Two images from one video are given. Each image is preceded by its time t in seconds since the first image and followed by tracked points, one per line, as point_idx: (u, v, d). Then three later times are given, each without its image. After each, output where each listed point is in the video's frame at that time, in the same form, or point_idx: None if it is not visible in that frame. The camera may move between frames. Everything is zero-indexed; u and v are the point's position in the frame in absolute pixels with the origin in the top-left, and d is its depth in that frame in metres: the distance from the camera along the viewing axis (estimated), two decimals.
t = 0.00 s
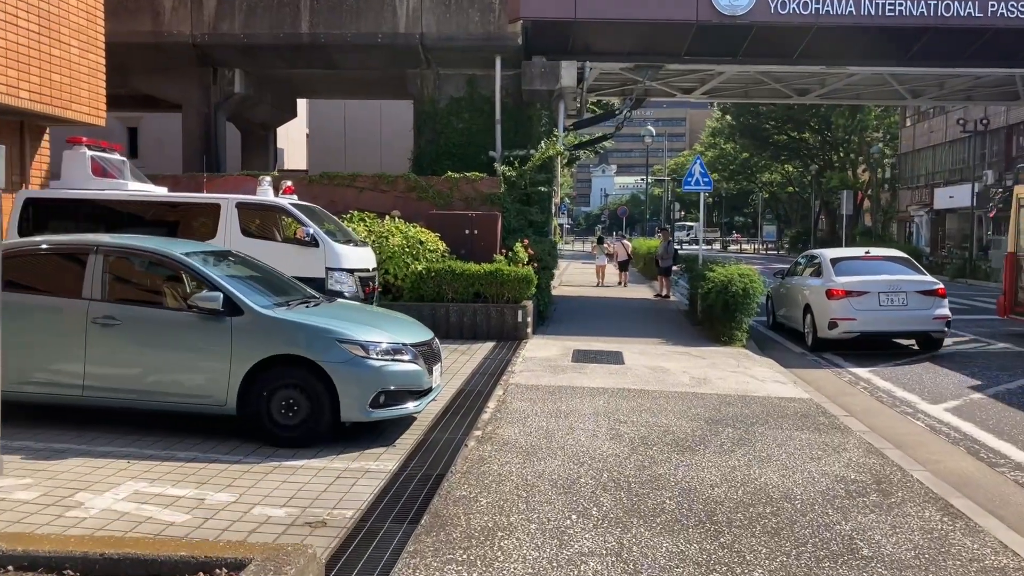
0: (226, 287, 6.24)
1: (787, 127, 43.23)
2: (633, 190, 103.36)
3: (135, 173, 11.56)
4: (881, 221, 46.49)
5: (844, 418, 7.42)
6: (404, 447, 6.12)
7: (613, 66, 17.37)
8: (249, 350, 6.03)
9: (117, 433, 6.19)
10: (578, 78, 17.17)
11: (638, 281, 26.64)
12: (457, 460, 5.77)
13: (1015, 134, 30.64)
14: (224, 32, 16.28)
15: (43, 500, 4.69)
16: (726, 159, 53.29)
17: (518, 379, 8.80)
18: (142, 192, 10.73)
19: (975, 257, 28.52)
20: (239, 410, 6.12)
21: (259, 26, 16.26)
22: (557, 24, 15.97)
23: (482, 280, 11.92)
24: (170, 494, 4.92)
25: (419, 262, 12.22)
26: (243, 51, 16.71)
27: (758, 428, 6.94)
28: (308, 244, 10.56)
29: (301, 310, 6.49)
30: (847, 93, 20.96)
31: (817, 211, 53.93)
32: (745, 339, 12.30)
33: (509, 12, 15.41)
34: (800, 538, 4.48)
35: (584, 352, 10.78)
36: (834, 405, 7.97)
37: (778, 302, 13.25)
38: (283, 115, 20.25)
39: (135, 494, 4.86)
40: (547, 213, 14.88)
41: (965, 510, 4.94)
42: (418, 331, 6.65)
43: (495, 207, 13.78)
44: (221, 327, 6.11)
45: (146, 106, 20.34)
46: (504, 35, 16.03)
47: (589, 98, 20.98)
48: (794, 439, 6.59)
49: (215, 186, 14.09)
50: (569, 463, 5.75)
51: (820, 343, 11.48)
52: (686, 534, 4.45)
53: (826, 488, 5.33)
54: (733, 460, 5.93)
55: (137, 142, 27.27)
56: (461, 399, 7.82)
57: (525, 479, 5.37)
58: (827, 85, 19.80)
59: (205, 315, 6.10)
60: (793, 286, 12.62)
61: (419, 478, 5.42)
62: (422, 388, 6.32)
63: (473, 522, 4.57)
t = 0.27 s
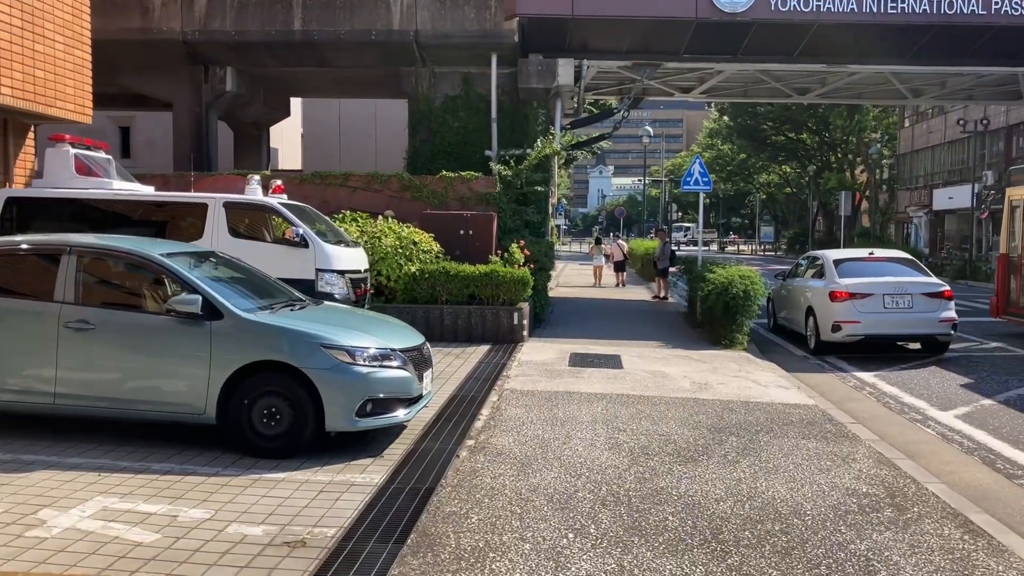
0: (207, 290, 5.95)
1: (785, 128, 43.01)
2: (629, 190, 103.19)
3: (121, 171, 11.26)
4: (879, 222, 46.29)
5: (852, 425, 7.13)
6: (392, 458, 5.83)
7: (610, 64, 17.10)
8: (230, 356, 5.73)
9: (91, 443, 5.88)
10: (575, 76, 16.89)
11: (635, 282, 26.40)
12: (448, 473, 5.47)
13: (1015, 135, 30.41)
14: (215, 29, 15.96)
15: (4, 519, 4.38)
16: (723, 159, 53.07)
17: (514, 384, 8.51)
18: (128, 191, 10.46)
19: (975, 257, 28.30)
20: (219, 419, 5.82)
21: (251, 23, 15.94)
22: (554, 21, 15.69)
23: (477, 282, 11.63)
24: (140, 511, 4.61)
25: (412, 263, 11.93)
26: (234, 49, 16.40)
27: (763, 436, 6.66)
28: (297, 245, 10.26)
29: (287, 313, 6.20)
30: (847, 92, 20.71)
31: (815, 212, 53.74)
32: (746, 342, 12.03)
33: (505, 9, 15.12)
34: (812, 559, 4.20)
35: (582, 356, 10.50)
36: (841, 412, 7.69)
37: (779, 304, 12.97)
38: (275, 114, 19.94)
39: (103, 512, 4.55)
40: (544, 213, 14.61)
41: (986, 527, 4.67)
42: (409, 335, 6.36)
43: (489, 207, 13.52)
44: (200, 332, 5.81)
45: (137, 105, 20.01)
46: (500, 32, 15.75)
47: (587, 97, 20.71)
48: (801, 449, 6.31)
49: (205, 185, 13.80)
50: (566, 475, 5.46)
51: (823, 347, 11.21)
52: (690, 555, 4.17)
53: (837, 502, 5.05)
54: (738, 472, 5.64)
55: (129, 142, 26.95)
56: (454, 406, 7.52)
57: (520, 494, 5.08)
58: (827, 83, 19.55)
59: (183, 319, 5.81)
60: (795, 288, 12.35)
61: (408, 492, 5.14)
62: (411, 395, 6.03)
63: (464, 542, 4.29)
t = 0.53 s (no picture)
0: (180, 297, 5.62)
1: (784, 130, 42.73)
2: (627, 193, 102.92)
3: (104, 173, 10.94)
4: (879, 224, 45.97)
5: (862, 439, 6.81)
6: (378, 478, 5.49)
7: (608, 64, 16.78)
8: (206, 370, 5.41)
9: (60, 463, 5.54)
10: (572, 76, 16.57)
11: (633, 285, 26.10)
12: (437, 495, 5.14)
13: (1017, 136, 30.09)
14: (204, 28, 15.64)
15: None
16: (722, 161, 52.78)
17: (509, 394, 8.18)
18: (112, 193, 10.15)
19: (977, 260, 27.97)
20: (194, 436, 5.50)
21: (241, 22, 15.61)
22: (551, 20, 15.38)
23: (471, 287, 11.30)
24: (102, 540, 4.28)
25: (405, 268, 11.60)
26: (224, 48, 16.07)
27: (770, 452, 6.33)
28: (285, 249, 9.93)
29: (267, 323, 5.87)
30: (849, 93, 20.41)
31: (814, 214, 53.45)
32: (749, 348, 11.70)
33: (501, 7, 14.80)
34: None
35: (579, 363, 10.16)
36: (850, 424, 7.36)
37: (782, 310, 12.65)
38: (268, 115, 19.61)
39: (61, 541, 4.22)
40: (540, 216, 14.29)
41: (1012, 556, 4.34)
42: (397, 347, 6.04)
43: (486, 210, 13.10)
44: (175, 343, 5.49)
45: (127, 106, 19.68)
46: (496, 31, 15.43)
47: (584, 98, 20.40)
48: (810, 466, 5.98)
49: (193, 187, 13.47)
50: (562, 497, 5.14)
51: (827, 353, 10.89)
52: None
53: (851, 527, 4.73)
54: (745, 492, 5.32)
55: (121, 143, 26.61)
56: (446, 418, 7.19)
57: (512, 518, 4.75)
58: (829, 84, 19.24)
59: (156, 331, 5.48)
60: (798, 293, 12.03)
61: (393, 515, 4.82)
62: (399, 411, 5.70)
63: None
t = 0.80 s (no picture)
0: (155, 301, 5.30)
1: (783, 132, 42.42)
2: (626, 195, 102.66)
3: (90, 173, 10.61)
4: (879, 226, 45.74)
5: (875, 450, 6.49)
6: (365, 494, 5.17)
7: (608, 62, 16.47)
8: (183, 379, 5.09)
9: (28, 478, 5.22)
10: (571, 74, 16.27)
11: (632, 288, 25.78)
12: (428, 512, 4.82)
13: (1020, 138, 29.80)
14: (196, 27, 15.31)
15: None
16: (721, 163, 52.51)
17: (506, 401, 7.87)
18: (97, 193, 9.82)
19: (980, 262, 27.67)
20: (171, 450, 5.17)
21: (234, 20, 15.29)
22: (549, 17, 15.08)
23: (467, 290, 10.99)
24: (64, 566, 3.95)
25: (400, 270, 11.28)
26: (217, 47, 15.75)
27: (780, 464, 6.02)
28: (275, 251, 9.61)
29: (248, 328, 5.55)
30: (851, 92, 20.11)
31: (814, 216, 53.17)
32: (753, 353, 11.39)
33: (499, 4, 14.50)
34: None
35: (579, 369, 9.84)
36: (862, 434, 7.05)
37: (786, 313, 12.35)
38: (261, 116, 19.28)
39: (20, 568, 3.89)
40: (539, 217, 13.99)
41: None
42: (388, 353, 5.72)
43: (483, 210, 12.77)
44: (150, 351, 5.16)
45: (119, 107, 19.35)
46: (494, 29, 15.13)
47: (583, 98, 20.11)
48: (823, 480, 5.66)
49: (184, 188, 13.15)
50: (561, 514, 4.82)
51: (834, 358, 10.58)
52: None
53: (870, 547, 4.42)
54: (755, 509, 5.00)
55: (115, 145, 26.30)
56: (439, 428, 6.87)
57: (508, 539, 4.43)
58: (831, 84, 18.96)
59: (130, 337, 5.16)
60: (803, 295, 11.73)
61: (380, 534, 4.50)
62: (389, 421, 5.38)
63: None
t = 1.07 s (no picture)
0: (130, 311, 5.00)
1: (784, 134, 42.11)
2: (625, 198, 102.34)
3: (75, 176, 10.28)
4: (881, 229, 45.46)
5: (891, 466, 6.18)
6: (352, 517, 4.86)
7: (608, 62, 16.17)
8: (159, 395, 4.77)
9: None
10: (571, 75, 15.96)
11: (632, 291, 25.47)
12: (419, 538, 4.51)
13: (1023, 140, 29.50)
14: (188, 26, 14.99)
15: None
16: (721, 166, 52.20)
17: (503, 413, 7.55)
18: (82, 196, 9.49)
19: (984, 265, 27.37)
20: (146, 469, 4.86)
21: (226, 19, 14.97)
22: (549, 17, 14.78)
23: (464, 295, 10.68)
24: None
25: (395, 275, 10.97)
26: (209, 47, 15.43)
27: (792, 482, 5.70)
28: (265, 256, 9.30)
29: (229, 339, 5.25)
30: (855, 94, 19.82)
31: (814, 219, 52.87)
32: (759, 360, 11.07)
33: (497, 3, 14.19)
34: None
35: (579, 378, 9.52)
36: (876, 448, 6.74)
37: (791, 319, 12.04)
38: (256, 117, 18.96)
39: None
40: (538, 221, 13.67)
41: None
42: (378, 365, 5.43)
43: (480, 213, 12.45)
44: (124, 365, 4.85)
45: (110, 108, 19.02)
46: (492, 28, 14.81)
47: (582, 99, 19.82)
48: (839, 500, 5.34)
49: (174, 191, 12.84)
50: (562, 539, 4.50)
51: (842, 366, 10.28)
52: None
53: None
54: (768, 533, 4.68)
55: (109, 146, 25.98)
56: (433, 443, 6.56)
57: (505, 569, 4.12)
58: (835, 85, 18.67)
59: (102, 350, 4.84)
60: (809, 301, 11.41)
61: (367, 562, 4.19)
62: (378, 438, 5.08)
63: None
